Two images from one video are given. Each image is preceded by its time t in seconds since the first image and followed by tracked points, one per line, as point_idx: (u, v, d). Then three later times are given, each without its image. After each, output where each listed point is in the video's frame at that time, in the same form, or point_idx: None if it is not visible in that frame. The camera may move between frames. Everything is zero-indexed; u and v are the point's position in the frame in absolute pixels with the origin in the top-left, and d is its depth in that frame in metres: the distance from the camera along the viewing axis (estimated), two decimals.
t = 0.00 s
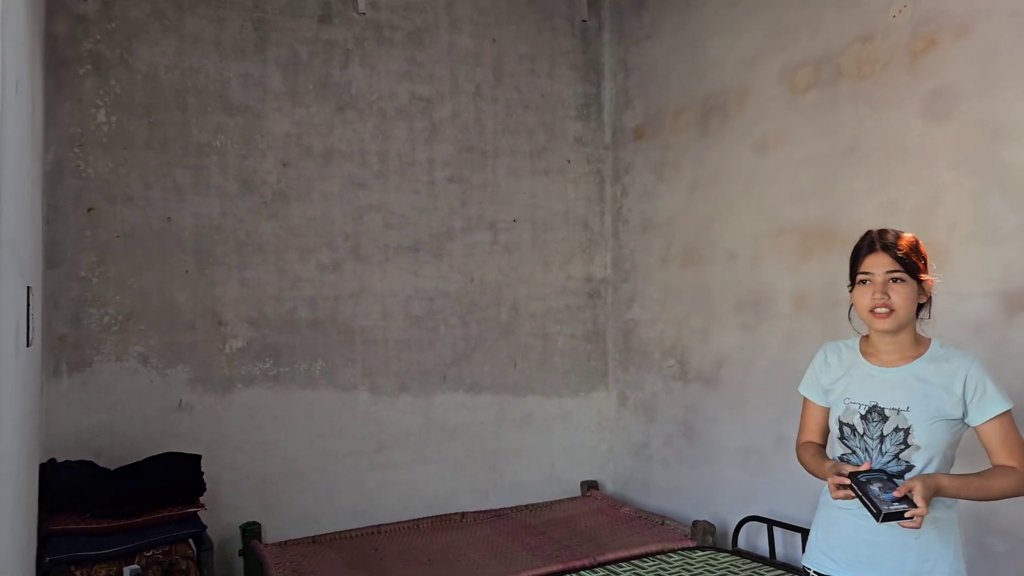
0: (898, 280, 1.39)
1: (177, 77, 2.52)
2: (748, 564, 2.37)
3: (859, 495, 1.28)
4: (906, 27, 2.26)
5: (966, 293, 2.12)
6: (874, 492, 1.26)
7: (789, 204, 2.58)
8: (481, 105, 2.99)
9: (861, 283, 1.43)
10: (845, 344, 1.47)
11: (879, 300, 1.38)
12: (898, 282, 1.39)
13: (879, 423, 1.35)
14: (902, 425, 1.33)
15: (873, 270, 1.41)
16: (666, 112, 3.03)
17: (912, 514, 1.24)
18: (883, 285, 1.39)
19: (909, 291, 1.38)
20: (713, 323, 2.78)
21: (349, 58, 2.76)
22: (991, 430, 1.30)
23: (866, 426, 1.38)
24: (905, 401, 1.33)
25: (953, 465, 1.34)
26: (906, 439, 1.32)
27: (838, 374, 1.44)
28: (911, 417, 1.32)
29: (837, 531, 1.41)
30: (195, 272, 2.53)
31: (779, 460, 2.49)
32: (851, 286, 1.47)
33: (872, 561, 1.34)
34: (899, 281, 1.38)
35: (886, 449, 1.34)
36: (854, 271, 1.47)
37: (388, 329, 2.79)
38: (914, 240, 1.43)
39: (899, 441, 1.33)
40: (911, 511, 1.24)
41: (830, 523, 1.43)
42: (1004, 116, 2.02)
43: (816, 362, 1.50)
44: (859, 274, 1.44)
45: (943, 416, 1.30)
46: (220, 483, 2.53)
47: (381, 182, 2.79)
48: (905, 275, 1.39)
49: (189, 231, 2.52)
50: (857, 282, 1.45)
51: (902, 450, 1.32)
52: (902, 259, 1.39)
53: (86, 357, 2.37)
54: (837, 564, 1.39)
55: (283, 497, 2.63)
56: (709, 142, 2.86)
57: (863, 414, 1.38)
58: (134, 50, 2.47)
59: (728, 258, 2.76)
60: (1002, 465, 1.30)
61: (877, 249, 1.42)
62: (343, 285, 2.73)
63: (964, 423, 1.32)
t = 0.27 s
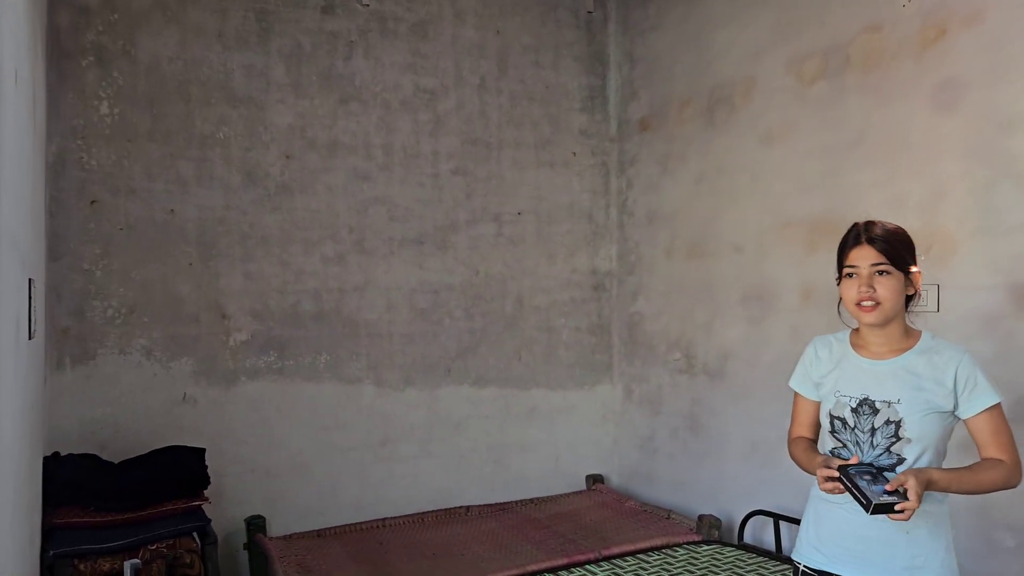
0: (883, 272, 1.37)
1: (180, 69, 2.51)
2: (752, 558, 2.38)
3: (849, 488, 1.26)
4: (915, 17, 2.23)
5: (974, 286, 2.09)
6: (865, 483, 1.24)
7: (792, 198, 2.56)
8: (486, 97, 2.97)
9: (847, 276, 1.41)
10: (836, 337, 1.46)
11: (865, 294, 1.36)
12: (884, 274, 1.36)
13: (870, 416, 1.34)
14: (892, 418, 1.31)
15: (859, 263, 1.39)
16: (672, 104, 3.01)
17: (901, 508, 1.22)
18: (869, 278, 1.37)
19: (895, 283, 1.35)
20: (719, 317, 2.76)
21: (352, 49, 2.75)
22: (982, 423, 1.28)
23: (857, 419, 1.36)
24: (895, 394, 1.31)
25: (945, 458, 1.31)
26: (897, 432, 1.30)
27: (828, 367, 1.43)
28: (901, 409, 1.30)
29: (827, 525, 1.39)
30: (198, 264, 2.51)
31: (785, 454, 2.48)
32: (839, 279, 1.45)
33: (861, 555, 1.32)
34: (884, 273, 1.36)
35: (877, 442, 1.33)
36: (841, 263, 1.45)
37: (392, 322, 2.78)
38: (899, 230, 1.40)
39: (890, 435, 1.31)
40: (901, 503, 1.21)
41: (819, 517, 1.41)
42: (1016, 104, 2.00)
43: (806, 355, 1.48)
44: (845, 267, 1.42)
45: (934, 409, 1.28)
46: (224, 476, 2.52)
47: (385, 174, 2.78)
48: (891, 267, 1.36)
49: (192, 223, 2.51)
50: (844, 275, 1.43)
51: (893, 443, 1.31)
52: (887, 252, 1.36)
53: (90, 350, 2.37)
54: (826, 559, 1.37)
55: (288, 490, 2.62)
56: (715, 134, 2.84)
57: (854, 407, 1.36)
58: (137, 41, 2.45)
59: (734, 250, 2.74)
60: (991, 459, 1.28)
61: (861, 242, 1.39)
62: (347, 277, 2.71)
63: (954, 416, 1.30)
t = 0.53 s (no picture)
0: (854, 260, 1.38)
1: (180, 61, 2.49)
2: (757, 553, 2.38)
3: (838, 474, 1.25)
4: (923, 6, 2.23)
5: (979, 279, 2.15)
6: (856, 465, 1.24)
7: (798, 189, 2.57)
8: (487, 90, 2.95)
9: (817, 264, 1.41)
10: (801, 329, 1.46)
11: (836, 282, 1.37)
12: (856, 262, 1.37)
13: (839, 402, 1.33)
14: (862, 403, 1.31)
15: (830, 251, 1.39)
16: (675, 96, 2.99)
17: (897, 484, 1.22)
18: (841, 265, 1.37)
19: (865, 271, 1.36)
20: (722, 310, 2.75)
21: (353, 41, 2.73)
22: (943, 410, 1.31)
23: (826, 407, 1.35)
24: (865, 379, 1.32)
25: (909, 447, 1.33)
26: (867, 418, 1.31)
27: (795, 358, 1.42)
28: (871, 394, 1.31)
29: (801, 520, 1.38)
30: (199, 257, 2.50)
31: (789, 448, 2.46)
32: (808, 269, 1.45)
33: (838, 549, 1.32)
34: (855, 261, 1.37)
35: (846, 428, 1.32)
36: (811, 252, 1.45)
37: (394, 316, 2.77)
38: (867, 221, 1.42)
39: (860, 420, 1.31)
40: (894, 479, 1.21)
41: (791, 512, 1.40)
42: None
43: (771, 348, 1.47)
44: (815, 255, 1.42)
45: (901, 395, 1.30)
46: (225, 470, 2.51)
47: (386, 167, 2.77)
48: (862, 256, 1.38)
49: (193, 216, 2.50)
50: (813, 263, 1.43)
51: (863, 428, 1.31)
52: (859, 240, 1.37)
53: (90, 343, 2.35)
54: (800, 554, 1.36)
55: (289, 483, 2.61)
56: (719, 126, 2.83)
57: (823, 395, 1.36)
58: (137, 33, 2.44)
59: (738, 244, 2.72)
60: (951, 446, 1.32)
61: (833, 230, 1.40)
62: (348, 270, 2.70)
63: (917, 404, 1.33)
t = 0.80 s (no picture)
0: (814, 258, 1.40)
1: (174, 57, 2.47)
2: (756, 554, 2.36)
3: (795, 467, 1.26)
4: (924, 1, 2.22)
5: (981, 277, 2.14)
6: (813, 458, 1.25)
7: (804, 184, 2.56)
8: (484, 87, 2.93)
9: (777, 261, 1.42)
10: (755, 330, 1.47)
11: (796, 279, 1.39)
12: (815, 260, 1.39)
13: (798, 401, 1.35)
14: (820, 401, 1.33)
15: (790, 249, 1.41)
16: (673, 93, 2.97)
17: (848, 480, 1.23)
18: (801, 263, 1.39)
19: (824, 269, 1.39)
20: (721, 308, 2.73)
21: (348, 38, 2.71)
22: (893, 409, 1.35)
23: (785, 406, 1.36)
24: (822, 377, 1.34)
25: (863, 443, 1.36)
26: (825, 415, 1.33)
27: (752, 359, 1.43)
28: (829, 392, 1.33)
29: (762, 520, 1.37)
30: (193, 255, 2.48)
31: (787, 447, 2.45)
32: (765, 266, 1.46)
33: (801, 549, 1.32)
34: (815, 259, 1.39)
35: (805, 426, 1.34)
36: (769, 249, 1.46)
37: (390, 314, 2.75)
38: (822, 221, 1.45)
39: (818, 418, 1.33)
40: (847, 477, 1.23)
41: (751, 512, 1.40)
42: None
43: (726, 350, 1.47)
44: (774, 253, 1.43)
45: (857, 392, 1.33)
46: (221, 469, 2.49)
47: (381, 164, 2.74)
48: (820, 254, 1.40)
49: (187, 213, 2.48)
50: (772, 260, 1.44)
51: (822, 426, 1.33)
52: (819, 238, 1.39)
53: (83, 342, 2.33)
54: (765, 555, 1.36)
55: (284, 483, 2.59)
56: (718, 123, 2.81)
57: (781, 394, 1.37)
58: (130, 29, 2.41)
59: (736, 241, 2.70)
60: (898, 443, 1.36)
61: (793, 228, 1.41)
62: (344, 269, 2.68)
63: (870, 402, 1.36)
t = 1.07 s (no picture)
0: (777, 256, 1.47)
1: (160, 54, 2.44)
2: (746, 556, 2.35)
3: (762, 472, 1.28)
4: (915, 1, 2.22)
5: (975, 276, 2.14)
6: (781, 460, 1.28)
7: (795, 184, 2.56)
8: (474, 85, 2.91)
9: (743, 259, 1.48)
10: (716, 332, 1.49)
11: (764, 275, 1.44)
12: (778, 257, 1.47)
13: (767, 402, 1.38)
14: (789, 401, 1.37)
15: (755, 246, 1.48)
16: (663, 92, 2.96)
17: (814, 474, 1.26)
18: (767, 258, 1.46)
19: (787, 265, 1.46)
20: (712, 307, 2.72)
21: (337, 36, 2.69)
22: (854, 405, 1.41)
23: (753, 407, 1.39)
24: (790, 377, 1.38)
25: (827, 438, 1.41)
26: (794, 415, 1.37)
27: (717, 361, 1.45)
28: (797, 392, 1.37)
29: (738, 522, 1.39)
30: (180, 254, 2.45)
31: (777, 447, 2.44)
32: (729, 266, 1.51)
33: (780, 547, 1.35)
34: (779, 256, 1.46)
35: (775, 427, 1.38)
36: (732, 249, 1.52)
37: (379, 314, 2.73)
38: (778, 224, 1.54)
39: (788, 418, 1.37)
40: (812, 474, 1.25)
41: (727, 515, 1.41)
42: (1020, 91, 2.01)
43: (687, 352, 1.48)
44: (740, 251, 1.49)
45: (822, 389, 1.38)
46: (208, 471, 2.47)
47: (370, 163, 2.72)
48: (782, 251, 1.48)
49: (174, 212, 2.45)
50: (737, 259, 1.50)
51: (792, 426, 1.37)
52: (781, 237, 1.48)
53: (68, 342, 2.31)
54: (745, 556, 1.37)
55: (273, 484, 2.57)
56: (708, 122, 2.80)
57: (750, 396, 1.40)
58: (115, 26, 2.38)
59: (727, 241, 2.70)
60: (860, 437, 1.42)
61: (757, 226, 1.49)
62: (332, 268, 2.66)
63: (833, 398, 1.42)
